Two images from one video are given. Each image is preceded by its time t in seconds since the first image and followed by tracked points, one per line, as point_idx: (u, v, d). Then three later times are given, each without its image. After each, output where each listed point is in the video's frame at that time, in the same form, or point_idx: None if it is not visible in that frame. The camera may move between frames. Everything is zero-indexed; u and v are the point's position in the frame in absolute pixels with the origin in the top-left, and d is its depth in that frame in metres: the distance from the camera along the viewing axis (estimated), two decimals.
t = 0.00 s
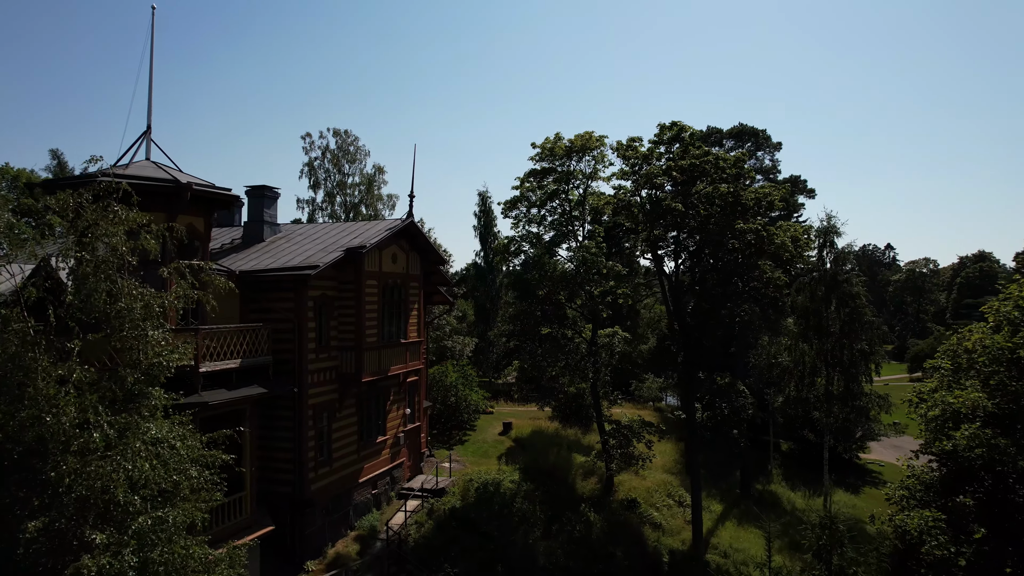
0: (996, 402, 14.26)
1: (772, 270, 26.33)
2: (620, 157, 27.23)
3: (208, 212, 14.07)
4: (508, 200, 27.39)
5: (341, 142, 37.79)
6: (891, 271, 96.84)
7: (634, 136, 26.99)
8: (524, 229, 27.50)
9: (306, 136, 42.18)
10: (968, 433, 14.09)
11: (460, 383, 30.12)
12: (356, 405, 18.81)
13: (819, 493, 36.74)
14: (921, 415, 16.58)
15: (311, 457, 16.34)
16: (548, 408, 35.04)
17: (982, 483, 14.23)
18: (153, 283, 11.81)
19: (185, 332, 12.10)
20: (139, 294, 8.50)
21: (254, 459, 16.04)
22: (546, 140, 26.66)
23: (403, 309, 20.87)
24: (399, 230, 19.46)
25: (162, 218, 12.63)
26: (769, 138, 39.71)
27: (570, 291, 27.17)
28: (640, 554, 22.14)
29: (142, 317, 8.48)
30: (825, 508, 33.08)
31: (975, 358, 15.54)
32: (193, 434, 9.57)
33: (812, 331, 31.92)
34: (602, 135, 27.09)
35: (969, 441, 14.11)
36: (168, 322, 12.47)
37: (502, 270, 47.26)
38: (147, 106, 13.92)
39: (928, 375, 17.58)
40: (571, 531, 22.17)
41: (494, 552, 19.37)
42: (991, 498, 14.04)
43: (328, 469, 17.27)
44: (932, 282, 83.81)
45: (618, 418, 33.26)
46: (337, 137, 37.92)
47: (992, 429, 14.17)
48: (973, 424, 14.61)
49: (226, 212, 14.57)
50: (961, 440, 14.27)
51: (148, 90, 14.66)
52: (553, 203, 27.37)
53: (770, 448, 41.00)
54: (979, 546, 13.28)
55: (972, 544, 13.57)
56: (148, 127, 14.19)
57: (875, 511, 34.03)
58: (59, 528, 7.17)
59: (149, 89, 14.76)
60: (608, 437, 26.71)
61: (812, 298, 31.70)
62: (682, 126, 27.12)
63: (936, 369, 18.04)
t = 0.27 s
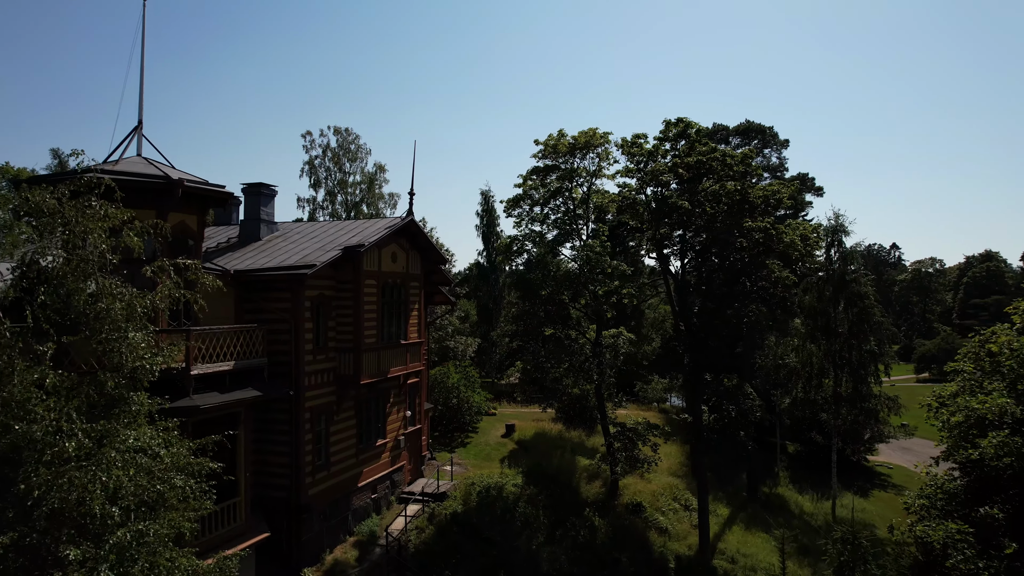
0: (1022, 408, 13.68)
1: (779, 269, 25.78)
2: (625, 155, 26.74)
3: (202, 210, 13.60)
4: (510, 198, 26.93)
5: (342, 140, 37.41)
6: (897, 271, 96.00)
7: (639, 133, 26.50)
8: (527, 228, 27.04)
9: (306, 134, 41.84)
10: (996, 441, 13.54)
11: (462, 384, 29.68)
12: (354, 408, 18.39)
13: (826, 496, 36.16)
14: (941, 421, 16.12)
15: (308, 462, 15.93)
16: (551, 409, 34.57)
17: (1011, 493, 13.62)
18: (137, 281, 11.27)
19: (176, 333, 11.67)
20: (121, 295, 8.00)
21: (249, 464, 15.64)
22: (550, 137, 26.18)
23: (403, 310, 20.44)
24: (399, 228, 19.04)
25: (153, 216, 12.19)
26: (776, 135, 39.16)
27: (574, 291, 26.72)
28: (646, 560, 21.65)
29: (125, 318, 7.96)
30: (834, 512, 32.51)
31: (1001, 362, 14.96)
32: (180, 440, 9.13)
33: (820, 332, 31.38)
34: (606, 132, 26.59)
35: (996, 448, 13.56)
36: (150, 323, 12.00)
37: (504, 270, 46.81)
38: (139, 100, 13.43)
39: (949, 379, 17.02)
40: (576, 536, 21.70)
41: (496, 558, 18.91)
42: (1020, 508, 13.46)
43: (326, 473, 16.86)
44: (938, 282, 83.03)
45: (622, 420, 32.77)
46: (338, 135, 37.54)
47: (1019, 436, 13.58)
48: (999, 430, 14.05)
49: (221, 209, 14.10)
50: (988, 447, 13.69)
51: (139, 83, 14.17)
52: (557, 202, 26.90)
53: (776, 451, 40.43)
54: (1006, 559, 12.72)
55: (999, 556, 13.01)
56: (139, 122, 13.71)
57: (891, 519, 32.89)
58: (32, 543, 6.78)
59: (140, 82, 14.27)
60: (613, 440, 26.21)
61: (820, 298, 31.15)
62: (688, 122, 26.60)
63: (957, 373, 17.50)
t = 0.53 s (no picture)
0: None
1: (794, 268, 24.94)
2: (635, 152, 26.25)
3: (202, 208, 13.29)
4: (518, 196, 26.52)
5: (349, 139, 37.18)
6: (910, 271, 94.62)
7: (649, 130, 26.01)
8: (535, 226, 26.60)
9: (313, 133, 41.71)
10: None
11: (469, 385, 29.31)
12: (359, 410, 18.05)
13: (840, 500, 35.44)
14: (969, 428, 15.46)
15: (311, 465, 15.60)
16: (560, 411, 34.12)
17: None
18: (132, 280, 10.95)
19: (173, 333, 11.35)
20: (109, 296, 7.58)
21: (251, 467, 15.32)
22: (558, 134, 25.73)
23: (409, 310, 20.08)
24: (404, 227, 18.68)
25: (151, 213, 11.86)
26: (789, 132, 38.48)
27: (583, 291, 26.27)
28: (657, 566, 21.15)
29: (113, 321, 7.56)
30: (849, 516, 31.80)
31: None
32: (174, 445, 8.78)
33: (834, 332, 30.71)
34: (615, 129, 26.11)
35: None
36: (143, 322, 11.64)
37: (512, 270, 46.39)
38: (138, 95, 13.11)
39: (977, 382, 16.36)
40: (585, 541, 21.24)
41: (504, 564, 18.47)
42: None
43: (330, 477, 16.52)
44: (952, 281, 81.75)
45: (632, 422, 32.25)
46: (345, 134, 37.31)
47: None
48: None
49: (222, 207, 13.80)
50: None
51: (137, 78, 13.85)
52: (565, 200, 26.45)
53: (789, 453, 39.72)
54: None
55: None
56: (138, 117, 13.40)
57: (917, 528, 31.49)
58: (11, 556, 6.41)
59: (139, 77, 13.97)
60: (622, 443, 25.71)
61: (835, 298, 30.49)
62: (699, 118, 26.06)
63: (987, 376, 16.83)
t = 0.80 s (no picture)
0: None
1: (811, 268, 24.31)
2: (648, 149, 25.76)
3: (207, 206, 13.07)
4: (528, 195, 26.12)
5: (358, 137, 37.01)
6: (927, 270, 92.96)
7: (661, 126, 25.52)
8: (546, 225, 26.19)
9: (323, 133, 41.63)
10: None
11: (479, 386, 28.97)
12: (367, 412, 17.76)
13: (858, 503, 34.64)
14: (1000, 434, 14.81)
15: (318, 468, 15.34)
16: (571, 412, 33.65)
17: None
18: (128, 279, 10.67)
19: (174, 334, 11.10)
20: (102, 295, 7.36)
21: (257, 470, 15.08)
22: (569, 131, 25.29)
23: (417, 310, 19.77)
24: (412, 225, 18.36)
25: (153, 212, 11.67)
26: (804, 128, 37.71)
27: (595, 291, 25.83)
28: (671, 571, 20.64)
29: (107, 320, 7.36)
30: (867, 521, 31.03)
31: None
32: (172, 450, 8.51)
33: (850, 332, 30.01)
34: (627, 125, 25.61)
35: None
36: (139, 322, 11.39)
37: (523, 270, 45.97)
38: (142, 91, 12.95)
39: (1011, 386, 15.67)
40: (597, 545, 20.77)
41: (513, 569, 18.07)
42: None
43: (336, 480, 16.24)
44: (970, 281, 80.17)
45: (644, 423, 31.72)
46: (354, 132, 37.15)
47: None
48: None
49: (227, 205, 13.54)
50: None
51: (141, 74, 13.63)
52: (576, 198, 25.99)
53: (805, 456, 38.95)
54: None
55: None
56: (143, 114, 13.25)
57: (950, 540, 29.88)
58: None
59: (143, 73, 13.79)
60: (635, 445, 25.20)
61: (852, 297, 29.80)
62: (714, 114, 25.50)
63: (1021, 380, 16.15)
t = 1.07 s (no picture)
0: None
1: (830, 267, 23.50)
2: (662, 146, 25.26)
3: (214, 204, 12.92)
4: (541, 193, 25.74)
5: (369, 136, 36.87)
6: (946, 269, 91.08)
7: (676, 123, 25.03)
8: (558, 224, 25.78)
9: (334, 132, 41.52)
10: None
11: (491, 387, 28.65)
12: (376, 413, 17.50)
13: (877, 507, 33.83)
14: None
15: (326, 470, 15.10)
16: (584, 414, 33.22)
17: None
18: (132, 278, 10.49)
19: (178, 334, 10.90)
20: (98, 294, 7.22)
21: (265, 472, 14.88)
22: (582, 128, 24.85)
23: (428, 310, 19.48)
24: (422, 224, 18.08)
25: (160, 210, 11.55)
26: (822, 124, 36.90)
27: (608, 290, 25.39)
28: None
29: (101, 321, 7.17)
30: (887, 526, 30.27)
31: None
32: (174, 454, 8.30)
33: (869, 333, 29.29)
34: (641, 122, 25.11)
35: None
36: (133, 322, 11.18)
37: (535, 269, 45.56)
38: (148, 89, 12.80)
39: None
40: (610, 550, 20.30)
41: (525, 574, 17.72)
42: None
43: (346, 482, 16.00)
44: (990, 281, 78.40)
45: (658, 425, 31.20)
46: (365, 131, 37.02)
47: None
48: None
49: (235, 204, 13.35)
50: None
51: (148, 71, 13.47)
52: (589, 196, 25.51)
53: (822, 459, 38.12)
54: None
55: None
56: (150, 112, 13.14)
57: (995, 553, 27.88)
58: None
59: (151, 70, 13.66)
60: (649, 448, 24.71)
61: (870, 297, 29.07)
62: (730, 110, 24.92)
63: None
